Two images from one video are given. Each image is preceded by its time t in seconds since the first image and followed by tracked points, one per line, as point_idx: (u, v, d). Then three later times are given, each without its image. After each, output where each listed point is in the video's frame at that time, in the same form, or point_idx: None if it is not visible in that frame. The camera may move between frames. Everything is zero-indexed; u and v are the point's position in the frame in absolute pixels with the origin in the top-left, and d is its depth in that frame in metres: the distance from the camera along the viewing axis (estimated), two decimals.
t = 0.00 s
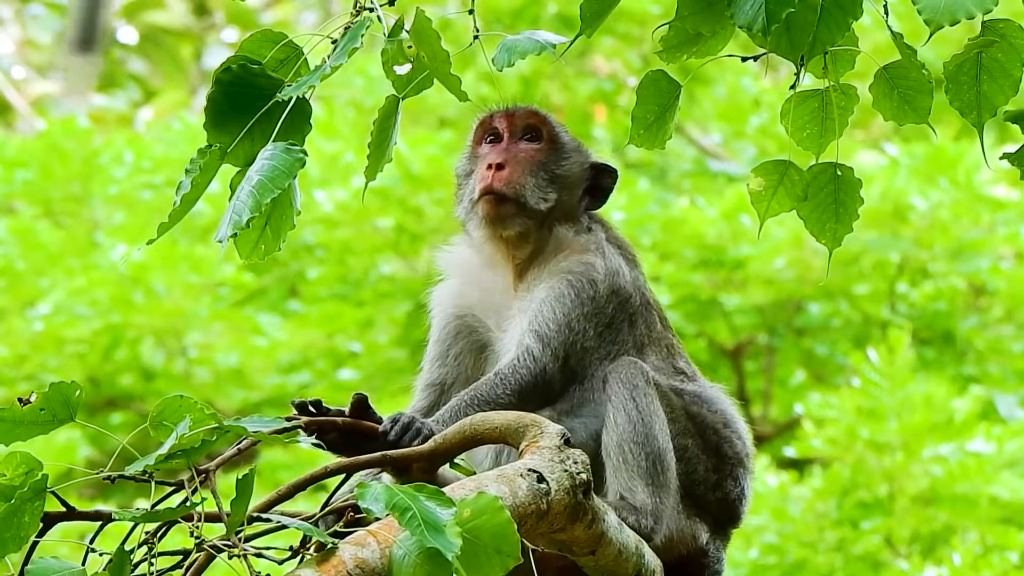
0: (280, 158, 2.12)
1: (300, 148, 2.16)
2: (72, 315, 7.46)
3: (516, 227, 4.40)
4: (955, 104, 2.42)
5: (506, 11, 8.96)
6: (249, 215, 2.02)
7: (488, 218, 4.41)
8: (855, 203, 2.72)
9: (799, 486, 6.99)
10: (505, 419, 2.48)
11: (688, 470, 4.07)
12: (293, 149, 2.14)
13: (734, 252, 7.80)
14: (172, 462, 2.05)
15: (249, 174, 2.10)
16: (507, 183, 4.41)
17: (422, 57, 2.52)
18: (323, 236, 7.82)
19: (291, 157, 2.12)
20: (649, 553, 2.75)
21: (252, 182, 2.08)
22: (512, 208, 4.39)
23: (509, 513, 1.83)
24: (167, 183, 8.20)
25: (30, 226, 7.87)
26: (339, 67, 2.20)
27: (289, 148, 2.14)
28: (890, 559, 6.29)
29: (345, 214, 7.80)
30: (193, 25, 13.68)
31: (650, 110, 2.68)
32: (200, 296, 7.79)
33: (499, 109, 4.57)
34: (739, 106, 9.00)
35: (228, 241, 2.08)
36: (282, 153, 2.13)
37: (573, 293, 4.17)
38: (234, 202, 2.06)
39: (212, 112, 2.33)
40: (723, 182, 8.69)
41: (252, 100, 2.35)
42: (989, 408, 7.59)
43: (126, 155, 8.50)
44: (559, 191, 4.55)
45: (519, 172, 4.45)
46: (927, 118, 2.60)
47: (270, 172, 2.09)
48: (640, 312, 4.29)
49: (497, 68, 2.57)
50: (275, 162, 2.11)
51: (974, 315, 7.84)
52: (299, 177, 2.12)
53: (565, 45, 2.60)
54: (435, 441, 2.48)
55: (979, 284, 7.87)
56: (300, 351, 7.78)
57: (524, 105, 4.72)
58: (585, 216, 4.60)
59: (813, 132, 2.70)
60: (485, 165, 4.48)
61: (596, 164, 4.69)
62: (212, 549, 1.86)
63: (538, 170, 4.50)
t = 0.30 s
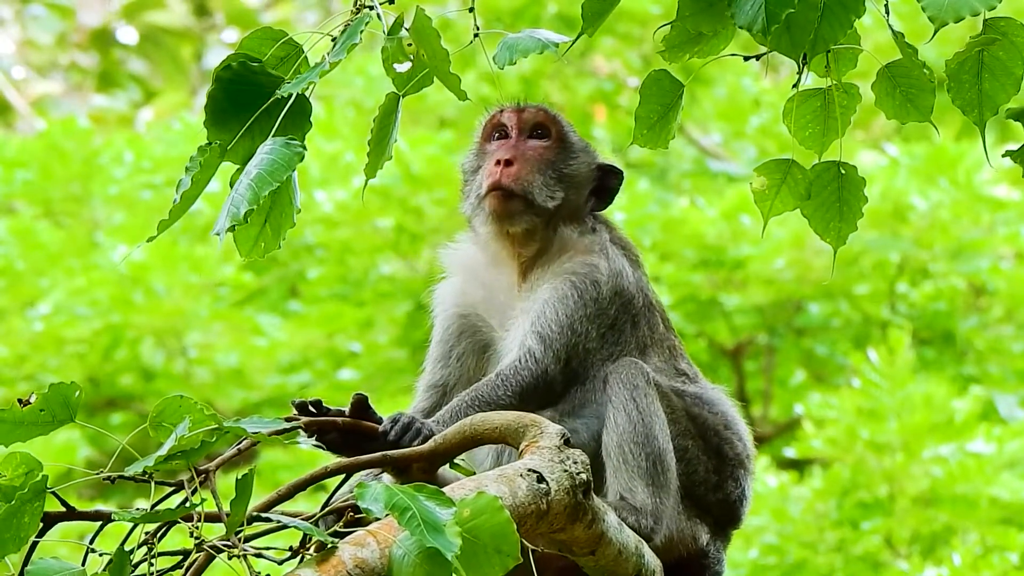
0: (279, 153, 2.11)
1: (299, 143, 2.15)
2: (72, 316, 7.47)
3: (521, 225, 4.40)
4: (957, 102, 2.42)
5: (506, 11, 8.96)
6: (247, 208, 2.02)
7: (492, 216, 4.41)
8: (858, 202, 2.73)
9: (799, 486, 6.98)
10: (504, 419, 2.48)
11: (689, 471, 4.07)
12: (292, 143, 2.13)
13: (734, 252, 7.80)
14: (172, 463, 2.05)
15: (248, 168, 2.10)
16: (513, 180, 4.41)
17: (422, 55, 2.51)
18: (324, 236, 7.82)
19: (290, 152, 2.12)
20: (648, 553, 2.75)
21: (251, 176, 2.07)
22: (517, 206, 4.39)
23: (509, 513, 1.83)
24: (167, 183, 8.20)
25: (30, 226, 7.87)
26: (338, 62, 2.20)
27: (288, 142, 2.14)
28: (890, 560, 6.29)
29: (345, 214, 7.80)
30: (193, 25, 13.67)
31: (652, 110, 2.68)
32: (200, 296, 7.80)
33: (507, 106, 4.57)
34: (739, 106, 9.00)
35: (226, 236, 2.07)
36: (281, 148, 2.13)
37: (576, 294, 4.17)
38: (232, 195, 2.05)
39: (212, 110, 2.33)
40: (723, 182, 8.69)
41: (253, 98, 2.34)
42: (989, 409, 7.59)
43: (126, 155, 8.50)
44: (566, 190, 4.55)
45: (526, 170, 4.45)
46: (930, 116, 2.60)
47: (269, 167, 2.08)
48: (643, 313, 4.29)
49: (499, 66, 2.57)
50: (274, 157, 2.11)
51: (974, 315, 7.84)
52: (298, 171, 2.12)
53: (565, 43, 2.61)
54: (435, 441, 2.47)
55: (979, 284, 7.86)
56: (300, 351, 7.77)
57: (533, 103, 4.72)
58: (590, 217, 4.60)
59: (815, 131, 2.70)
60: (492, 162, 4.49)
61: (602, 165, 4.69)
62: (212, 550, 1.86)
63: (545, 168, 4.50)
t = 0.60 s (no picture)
0: (280, 157, 2.11)
1: (301, 146, 2.15)
2: (72, 316, 7.47)
3: (518, 220, 4.40)
4: (961, 100, 2.41)
5: (507, 11, 8.97)
6: (248, 214, 2.02)
7: (489, 212, 4.41)
8: (860, 201, 2.72)
9: (799, 487, 6.98)
10: (502, 417, 2.48)
11: (687, 469, 4.07)
12: (294, 147, 2.13)
13: (734, 252, 7.80)
14: (171, 461, 2.04)
15: (249, 172, 2.10)
16: (509, 176, 4.41)
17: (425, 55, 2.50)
18: (324, 236, 7.82)
19: (291, 156, 2.11)
20: (646, 552, 2.75)
21: (251, 179, 2.07)
22: (514, 203, 4.39)
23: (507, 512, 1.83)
24: (167, 183, 8.21)
25: (30, 226, 7.87)
26: (340, 64, 2.20)
27: (289, 146, 2.14)
28: (890, 560, 6.29)
29: (345, 215, 7.79)
30: (194, 26, 13.68)
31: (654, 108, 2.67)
32: (200, 296, 7.80)
33: (504, 102, 4.57)
34: (739, 106, 9.00)
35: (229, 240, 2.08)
36: (283, 151, 2.13)
37: (574, 293, 4.17)
38: (233, 201, 2.06)
39: (215, 109, 2.33)
40: (723, 182, 8.69)
41: (256, 98, 2.34)
42: (989, 409, 7.59)
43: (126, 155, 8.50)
44: (563, 186, 4.55)
45: (522, 166, 4.46)
46: (933, 115, 2.61)
47: (270, 170, 2.08)
48: (641, 312, 4.29)
49: (502, 63, 2.62)
50: (275, 160, 2.11)
51: (974, 315, 7.84)
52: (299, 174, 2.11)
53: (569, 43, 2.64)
54: (434, 439, 2.47)
55: (979, 284, 7.87)
56: (300, 351, 7.76)
57: (529, 99, 4.73)
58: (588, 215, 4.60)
59: (818, 128, 2.69)
60: (488, 157, 4.49)
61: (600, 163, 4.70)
62: (210, 548, 1.86)
63: (541, 163, 4.50)
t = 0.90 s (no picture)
0: (282, 154, 2.10)
1: (302, 144, 2.14)
2: (73, 316, 7.47)
3: (513, 217, 4.41)
4: (956, 104, 2.41)
5: (507, 12, 8.96)
6: (252, 209, 2.02)
7: (483, 210, 4.42)
8: (856, 204, 2.71)
9: (799, 487, 6.98)
10: (499, 416, 2.48)
11: (683, 468, 4.07)
12: (295, 144, 2.12)
13: (734, 252, 7.79)
14: (168, 461, 2.04)
15: (251, 169, 2.09)
16: (504, 175, 4.41)
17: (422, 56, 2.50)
18: (324, 236, 7.80)
19: (293, 153, 2.11)
20: (643, 551, 2.75)
21: (254, 176, 2.07)
22: (509, 202, 4.40)
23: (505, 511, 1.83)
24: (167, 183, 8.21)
25: (30, 226, 7.87)
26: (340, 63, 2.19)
27: (290, 144, 2.13)
28: (890, 560, 6.30)
29: (345, 214, 7.80)
30: (194, 26, 13.69)
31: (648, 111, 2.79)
32: (200, 296, 7.80)
33: (498, 101, 4.57)
34: (739, 106, 9.00)
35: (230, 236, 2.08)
36: (283, 149, 2.12)
37: (571, 292, 4.17)
38: (236, 196, 2.05)
39: (212, 106, 2.32)
40: (723, 183, 8.68)
41: (254, 96, 2.33)
42: (990, 409, 7.59)
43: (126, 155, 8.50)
44: (559, 184, 4.56)
45: (517, 163, 4.46)
46: (929, 123, 2.60)
47: (272, 167, 2.08)
48: (637, 311, 4.29)
49: (499, 69, 2.56)
50: (276, 158, 2.10)
51: (975, 315, 7.84)
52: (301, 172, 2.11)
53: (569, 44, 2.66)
54: (430, 438, 2.46)
55: (979, 284, 7.86)
56: (300, 351, 7.74)
57: (524, 98, 4.73)
58: (583, 214, 4.60)
59: (814, 132, 2.70)
60: (482, 155, 4.49)
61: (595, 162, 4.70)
62: (207, 547, 1.86)
63: (537, 161, 4.51)
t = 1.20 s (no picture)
0: (294, 153, 2.11)
1: (315, 143, 2.15)
2: (73, 316, 7.48)
3: (509, 216, 4.41)
4: (980, 90, 2.46)
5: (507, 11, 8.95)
6: (263, 212, 2.01)
7: (480, 208, 4.42)
8: (889, 191, 2.70)
9: (799, 487, 6.98)
10: (496, 416, 2.48)
11: (679, 466, 4.07)
12: (308, 143, 2.13)
13: (734, 252, 7.79)
14: (166, 459, 2.04)
15: (265, 171, 2.10)
16: (500, 172, 4.42)
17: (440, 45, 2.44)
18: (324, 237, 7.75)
19: (305, 152, 2.12)
20: (640, 550, 2.75)
21: (266, 176, 2.08)
22: (506, 199, 4.40)
23: (502, 510, 1.83)
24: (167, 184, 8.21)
25: (30, 226, 7.87)
26: (352, 60, 2.19)
27: (304, 142, 2.14)
28: (890, 560, 6.32)
29: (346, 215, 7.67)
30: (195, 26, 13.68)
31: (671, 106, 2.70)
32: (200, 297, 7.81)
33: (495, 99, 4.58)
34: (739, 106, 8.99)
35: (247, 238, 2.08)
36: (298, 148, 2.13)
37: (567, 292, 4.17)
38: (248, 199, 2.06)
39: (236, 109, 2.37)
40: (723, 183, 8.68)
41: (275, 97, 2.38)
42: (990, 409, 7.59)
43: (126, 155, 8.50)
44: (556, 183, 4.56)
45: (514, 161, 4.47)
46: (950, 108, 2.60)
47: (284, 167, 2.09)
48: (632, 309, 4.29)
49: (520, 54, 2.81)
50: (289, 158, 2.10)
51: (975, 315, 7.84)
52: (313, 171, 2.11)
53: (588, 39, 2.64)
54: (428, 437, 2.46)
55: (979, 284, 7.86)
56: (300, 351, 7.73)
57: (521, 97, 4.74)
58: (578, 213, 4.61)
59: (837, 125, 2.68)
60: (478, 153, 4.50)
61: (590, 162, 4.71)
62: (205, 546, 1.86)
63: (533, 160, 4.51)
